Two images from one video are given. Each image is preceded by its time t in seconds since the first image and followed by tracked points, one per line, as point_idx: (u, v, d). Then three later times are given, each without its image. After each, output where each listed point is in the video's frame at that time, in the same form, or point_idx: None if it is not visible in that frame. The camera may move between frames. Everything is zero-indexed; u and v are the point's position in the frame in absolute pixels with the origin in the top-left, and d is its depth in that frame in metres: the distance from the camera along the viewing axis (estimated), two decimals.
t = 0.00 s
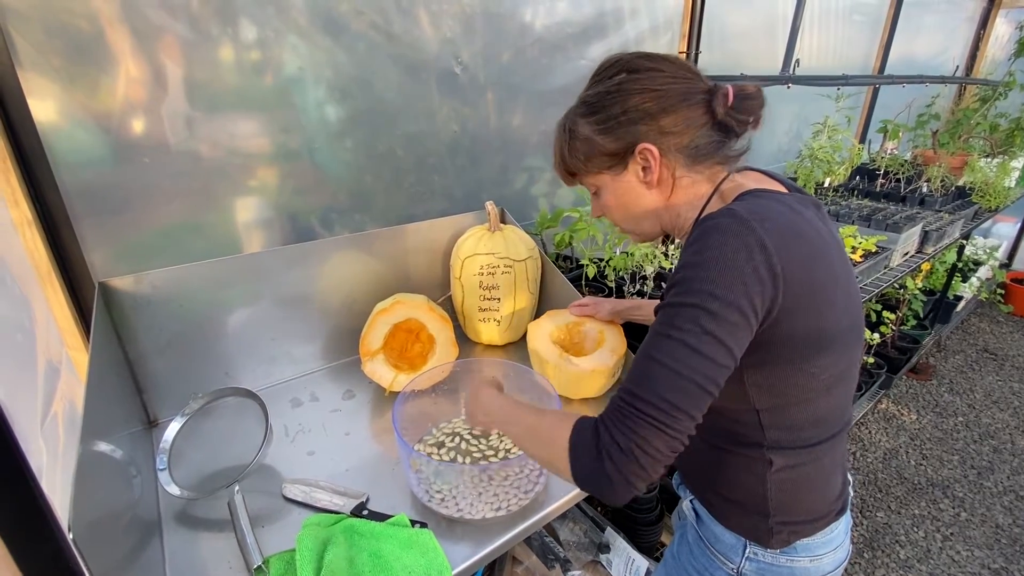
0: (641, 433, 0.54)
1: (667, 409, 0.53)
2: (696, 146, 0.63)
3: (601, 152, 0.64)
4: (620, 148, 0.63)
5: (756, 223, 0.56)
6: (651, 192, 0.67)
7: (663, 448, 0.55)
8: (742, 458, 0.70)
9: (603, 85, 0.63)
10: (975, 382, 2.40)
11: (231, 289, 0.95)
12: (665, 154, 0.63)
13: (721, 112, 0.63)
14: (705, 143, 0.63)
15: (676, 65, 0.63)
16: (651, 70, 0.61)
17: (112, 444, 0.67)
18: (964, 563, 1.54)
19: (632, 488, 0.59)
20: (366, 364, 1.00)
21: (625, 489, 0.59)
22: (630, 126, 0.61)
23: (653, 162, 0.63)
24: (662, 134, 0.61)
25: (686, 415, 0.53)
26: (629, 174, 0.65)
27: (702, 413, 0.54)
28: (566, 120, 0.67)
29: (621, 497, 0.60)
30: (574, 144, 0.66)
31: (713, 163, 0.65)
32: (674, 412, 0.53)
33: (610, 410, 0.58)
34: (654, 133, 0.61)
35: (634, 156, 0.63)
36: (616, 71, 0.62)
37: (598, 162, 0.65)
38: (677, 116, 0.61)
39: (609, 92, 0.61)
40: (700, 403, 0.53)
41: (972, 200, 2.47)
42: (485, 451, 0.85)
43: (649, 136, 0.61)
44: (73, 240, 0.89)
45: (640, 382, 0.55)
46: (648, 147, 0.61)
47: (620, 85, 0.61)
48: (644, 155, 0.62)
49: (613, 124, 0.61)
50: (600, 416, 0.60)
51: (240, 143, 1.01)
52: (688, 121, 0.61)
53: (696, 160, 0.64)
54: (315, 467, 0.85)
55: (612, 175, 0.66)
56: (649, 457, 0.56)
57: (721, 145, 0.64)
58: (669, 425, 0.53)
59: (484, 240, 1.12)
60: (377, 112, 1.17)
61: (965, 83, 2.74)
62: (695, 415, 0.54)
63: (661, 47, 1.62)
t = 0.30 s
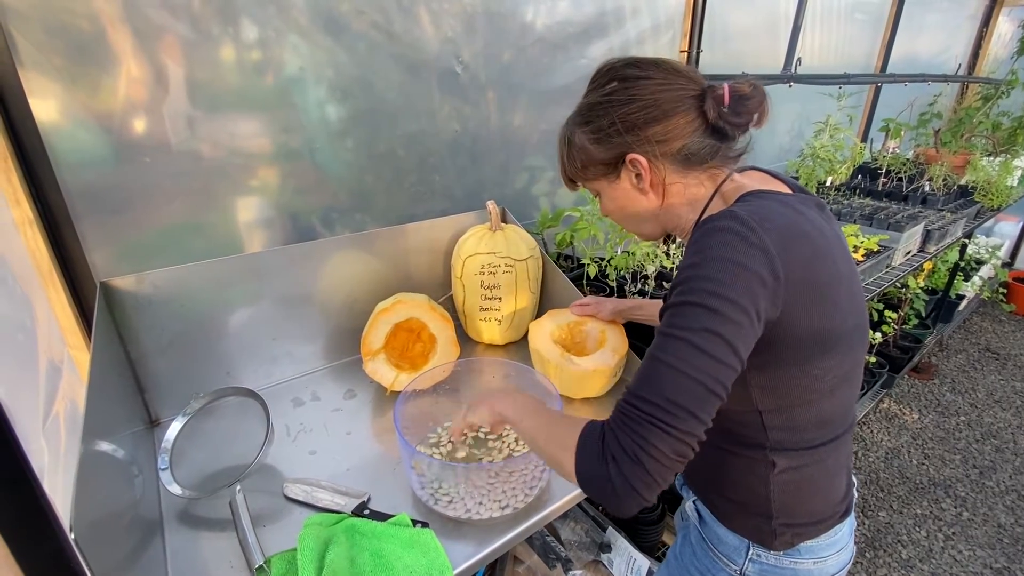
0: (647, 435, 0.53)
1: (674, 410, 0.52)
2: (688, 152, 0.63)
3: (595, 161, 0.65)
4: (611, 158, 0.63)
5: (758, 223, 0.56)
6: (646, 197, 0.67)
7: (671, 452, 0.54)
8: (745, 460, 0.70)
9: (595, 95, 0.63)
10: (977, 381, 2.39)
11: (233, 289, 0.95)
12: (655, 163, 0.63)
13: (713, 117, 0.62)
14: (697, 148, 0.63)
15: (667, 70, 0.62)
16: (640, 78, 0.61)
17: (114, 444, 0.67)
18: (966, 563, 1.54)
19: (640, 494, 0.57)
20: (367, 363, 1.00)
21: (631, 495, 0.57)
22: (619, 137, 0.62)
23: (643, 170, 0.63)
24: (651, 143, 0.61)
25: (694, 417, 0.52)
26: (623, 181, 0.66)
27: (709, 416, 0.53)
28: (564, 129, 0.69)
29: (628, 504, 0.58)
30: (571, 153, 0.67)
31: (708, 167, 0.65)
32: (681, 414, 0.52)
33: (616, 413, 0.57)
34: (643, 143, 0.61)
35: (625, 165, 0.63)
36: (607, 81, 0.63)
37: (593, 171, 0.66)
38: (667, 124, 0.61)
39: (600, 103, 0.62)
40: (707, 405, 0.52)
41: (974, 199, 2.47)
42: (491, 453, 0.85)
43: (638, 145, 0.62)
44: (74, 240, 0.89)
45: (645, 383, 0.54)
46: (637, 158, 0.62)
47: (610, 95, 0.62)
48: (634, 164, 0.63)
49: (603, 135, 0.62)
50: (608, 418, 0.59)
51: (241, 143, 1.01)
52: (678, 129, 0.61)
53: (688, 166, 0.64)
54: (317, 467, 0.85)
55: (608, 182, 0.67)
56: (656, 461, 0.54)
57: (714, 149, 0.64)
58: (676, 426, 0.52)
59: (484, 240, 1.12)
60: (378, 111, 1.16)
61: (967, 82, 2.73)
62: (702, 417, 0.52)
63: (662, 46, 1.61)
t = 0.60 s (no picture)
0: (658, 438, 0.57)
1: (682, 415, 0.55)
2: (698, 148, 0.62)
3: (602, 156, 0.65)
4: (619, 153, 0.63)
5: (764, 223, 0.55)
6: (653, 193, 0.67)
7: (682, 450, 0.58)
8: (750, 460, 0.70)
9: (604, 89, 0.63)
10: (980, 380, 2.39)
11: (234, 288, 0.95)
12: (665, 158, 0.63)
13: (723, 112, 0.62)
14: (707, 144, 0.63)
15: (677, 66, 0.62)
16: (650, 72, 0.61)
17: (116, 443, 0.67)
18: (969, 562, 1.54)
19: (660, 483, 0.62)
20: (369, 362, 1.00)
21: (652, 484, 0.62)
22: (628, 131, 0.61)
23: (652, 165, 0.63)
24: (661, 138, 0.61)
25: (703, 419, 0.55)
26: (630, 176, 0.65)
27: (719, 416, 0.56)
28: (570, 123, 0.68)
29: (651, 490, 0.64)
30: (578, 148, 0.67)
31: (717, 164, 0.65)
32: (690, 418, 0.55)
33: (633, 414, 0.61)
34: (652, 138, 0.61)
35: (634, 160, 0.63)
36: (616, 75, 0.63)
37: (600, 165, 0.66)
38: (677, 119, 0.61)
39: (609, 97, 0.62)
40: (714, 408, 0.55)
41: (977, 198, 2.46)
42: (493, 449, 0.86)
43: (648, 140, 0.61)
44: (76, 239, 0.89)
45: (656, 389, 0.57)
46: (646, 152, 0.61)
47: (619, 90, 0.61)
48: (643, 159, 0.62)
49: (612, 130, 0.62)
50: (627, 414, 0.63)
51: (243, 142, 1.01)
52: (689, 124, 0.61)
53: (697, 162, 0.63)
54: (318, 466, 0.85)
55: (614, 177, 0.67)
56: (669, 458, 0.58)
57: (724, 145, 0.63)
58: (685, 429, 0.56)
59: (486, 239, 1.11)
60: (380, 110, 1.16)
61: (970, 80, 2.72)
62: (712, 418, 0.56)
63: (664, 44, 1.61)
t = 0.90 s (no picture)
0: (665, 434, 0.58)
1: (687, 412, 0.56)
2: (719, 135, 0.63)
3: (624, 135, 0.62)
4: (644, 132, 0.61)
5: (770, 220, 0.55)
6: (669, 180, 0.66)
7: (689, 446, 0.58)
8: (753, 457, 0.70)
9: (626, 71, 0.62)
10: (982, 379, 2.38)
11: (236, 287, 0.95)
12: (690, 141, 0.62)
13: (739, 105, 0.64)
14: (727, 133, 0.63)
15: (694, 57, 0.64)
16: (673, 59, 0.62)
17: (117, 440, 0.67)
18: (971, 561, 1.54)
19: (668, 477, 0.63)
20: (370, 361, 1.00)
21: (659, 477, 0.63)
22: (656, 110, 0.60)
23: (679, 146, 0.62)
24: (688, 120, 0.61)
25: (709, 416, 0.56)
26: (650, 160, 0.64)
27: (725, 412, 0.56)
28: (582, 107, 0.66)
29: (659, 483, 0.64)
30: (592, 130, 0.64)
31: (730, 155, 0.65)
32: (695, 415, 0.55)
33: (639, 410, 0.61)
34: (680, 118, 0.61)
35: (659, 140, 0.61)
36: (636, 60, 0.62)
37: (618, 147, 0.63)
38: (701, 104, 0.61)
39: (635, 77, 0.61)
40: (720, 405, 0.55)
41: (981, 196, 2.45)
42: (493, 449, 0.86)
43: (676, 120, 0.61)
44: (77, 238, 0.89)
45: (662, 386, 0.57)
46: (676, 131, 0.60)
47: (645, 71, 0.61)
48: (670, 139, 0.61)
49: (640, 107, 0.60)
50: (633, 410, 0.64)
51: (245, 141, 1.01)
52: (713, 110, 0.62)
53: (714, 151, 0.64)
54: (320, 464, 0.85)
55: (632, 161, 0.64)
56: (676, 454, 0.59)
57: (739, 137, 0.65)
58: (691, 426, 0.56)
59: (487, 237, 1.11)
60: (381, 109, 1.16)
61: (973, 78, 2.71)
62: (718, 415, 0.56)
63: (666, 42, 1.61)
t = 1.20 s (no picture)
0: (672, 439, 0.58)
1: (693, 417, 0.56)
2: (720, 132, 0.63)
3: (628, 133, 0.61)
4: (648, 129, 0.60)
5: (772, 222, 0.55)
6: (672, 179, 0.65)
7: (695, 451, 0.58)
8: (755, 457, 0.70)
9: (627, 68, 0.61)
10: (985, 378, 2.37)
11: (236, 286, 0.95)
12: (693, 139, 0.62)
13: (740, 103, 0.64)
14: (727, 131, 0.64)
15: (692, 55, 0.64)
16: (673, 57, 0.62)
17: (117, 439, 0.67)
18: (973, 561, 1.53)
19: (675, 481, 0.63)
20: (371, 360, 1.00)
21: (666, 481, 0.63)
22: (659, 107, 0.59)
23: (685, 143, 0.61)
24: (690, 117, 0.61)
25: (715, 420, 0.56)
26: (653, 158, 0.63)
27: (731, 417, 0.56)
28: (582, 106, 0.65)
29: (666, 487, 0.64)
30: (593, 128, 0.63)
31: (732, 153, 0.65)
32: (701, 420, 0.56)
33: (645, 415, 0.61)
34: (683, 115, 0.60)
35: (663, 138, 0.61)
36: (635, 58, 0.62)
37: (621, 146, 0.62)
38: (702, 101, 0.61)
39: (637, 74, 0.60)
40: (726, 409, 0.55)
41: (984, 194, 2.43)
42: (494, 448, 0.86)
43: (679, 117, 0.60)
44: (78, 237, 0.89)
45: (668, 392, 0.57)
46: (680, 127, 0.60)
47: (647, 68, 0.60)
48: (674, 136, 0.61)
49: (643, 104, 0.59)
50: (639, 415, 0.64)
51: (246, 140, 1.01)
52: (714, 108, 0.62)
53: (717, 149, 0.64)
54: (321, 462, 0.85)
55: (634, 160, 0.63)
56: (683, 459, 0.59)
57: (738, 135, 0.65)
58: (698, 431, 0.56)
59: (488, 236, 1.11)
60: (382, 107, 1.16)
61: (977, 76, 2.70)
62: (724, 419, 0.56)
63: (667, 40, 1.60)
